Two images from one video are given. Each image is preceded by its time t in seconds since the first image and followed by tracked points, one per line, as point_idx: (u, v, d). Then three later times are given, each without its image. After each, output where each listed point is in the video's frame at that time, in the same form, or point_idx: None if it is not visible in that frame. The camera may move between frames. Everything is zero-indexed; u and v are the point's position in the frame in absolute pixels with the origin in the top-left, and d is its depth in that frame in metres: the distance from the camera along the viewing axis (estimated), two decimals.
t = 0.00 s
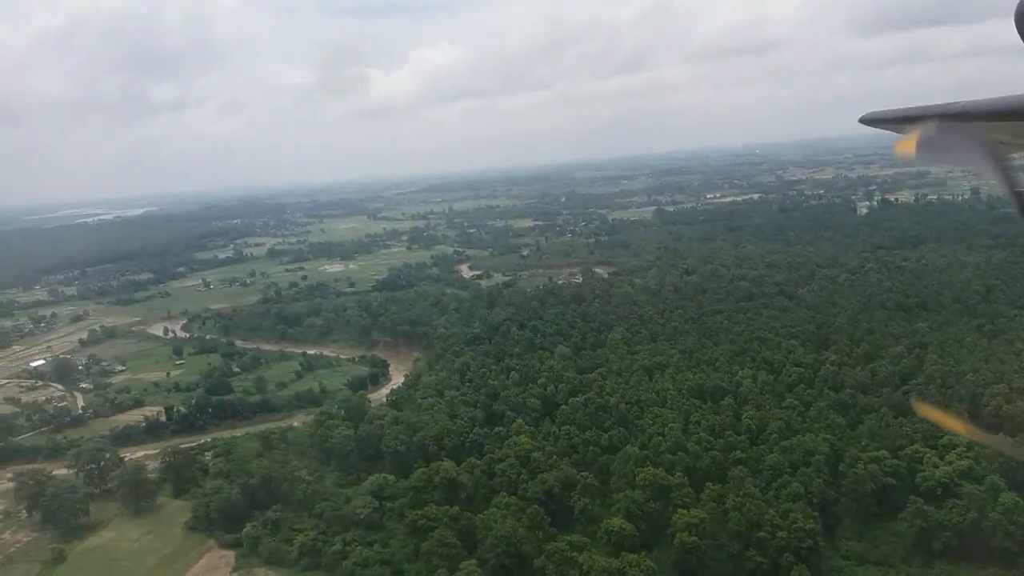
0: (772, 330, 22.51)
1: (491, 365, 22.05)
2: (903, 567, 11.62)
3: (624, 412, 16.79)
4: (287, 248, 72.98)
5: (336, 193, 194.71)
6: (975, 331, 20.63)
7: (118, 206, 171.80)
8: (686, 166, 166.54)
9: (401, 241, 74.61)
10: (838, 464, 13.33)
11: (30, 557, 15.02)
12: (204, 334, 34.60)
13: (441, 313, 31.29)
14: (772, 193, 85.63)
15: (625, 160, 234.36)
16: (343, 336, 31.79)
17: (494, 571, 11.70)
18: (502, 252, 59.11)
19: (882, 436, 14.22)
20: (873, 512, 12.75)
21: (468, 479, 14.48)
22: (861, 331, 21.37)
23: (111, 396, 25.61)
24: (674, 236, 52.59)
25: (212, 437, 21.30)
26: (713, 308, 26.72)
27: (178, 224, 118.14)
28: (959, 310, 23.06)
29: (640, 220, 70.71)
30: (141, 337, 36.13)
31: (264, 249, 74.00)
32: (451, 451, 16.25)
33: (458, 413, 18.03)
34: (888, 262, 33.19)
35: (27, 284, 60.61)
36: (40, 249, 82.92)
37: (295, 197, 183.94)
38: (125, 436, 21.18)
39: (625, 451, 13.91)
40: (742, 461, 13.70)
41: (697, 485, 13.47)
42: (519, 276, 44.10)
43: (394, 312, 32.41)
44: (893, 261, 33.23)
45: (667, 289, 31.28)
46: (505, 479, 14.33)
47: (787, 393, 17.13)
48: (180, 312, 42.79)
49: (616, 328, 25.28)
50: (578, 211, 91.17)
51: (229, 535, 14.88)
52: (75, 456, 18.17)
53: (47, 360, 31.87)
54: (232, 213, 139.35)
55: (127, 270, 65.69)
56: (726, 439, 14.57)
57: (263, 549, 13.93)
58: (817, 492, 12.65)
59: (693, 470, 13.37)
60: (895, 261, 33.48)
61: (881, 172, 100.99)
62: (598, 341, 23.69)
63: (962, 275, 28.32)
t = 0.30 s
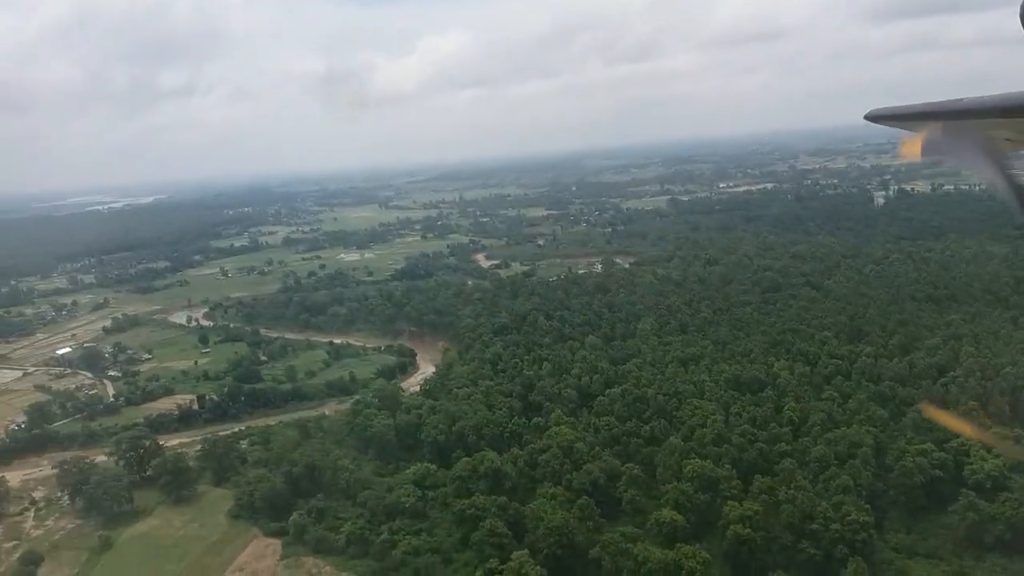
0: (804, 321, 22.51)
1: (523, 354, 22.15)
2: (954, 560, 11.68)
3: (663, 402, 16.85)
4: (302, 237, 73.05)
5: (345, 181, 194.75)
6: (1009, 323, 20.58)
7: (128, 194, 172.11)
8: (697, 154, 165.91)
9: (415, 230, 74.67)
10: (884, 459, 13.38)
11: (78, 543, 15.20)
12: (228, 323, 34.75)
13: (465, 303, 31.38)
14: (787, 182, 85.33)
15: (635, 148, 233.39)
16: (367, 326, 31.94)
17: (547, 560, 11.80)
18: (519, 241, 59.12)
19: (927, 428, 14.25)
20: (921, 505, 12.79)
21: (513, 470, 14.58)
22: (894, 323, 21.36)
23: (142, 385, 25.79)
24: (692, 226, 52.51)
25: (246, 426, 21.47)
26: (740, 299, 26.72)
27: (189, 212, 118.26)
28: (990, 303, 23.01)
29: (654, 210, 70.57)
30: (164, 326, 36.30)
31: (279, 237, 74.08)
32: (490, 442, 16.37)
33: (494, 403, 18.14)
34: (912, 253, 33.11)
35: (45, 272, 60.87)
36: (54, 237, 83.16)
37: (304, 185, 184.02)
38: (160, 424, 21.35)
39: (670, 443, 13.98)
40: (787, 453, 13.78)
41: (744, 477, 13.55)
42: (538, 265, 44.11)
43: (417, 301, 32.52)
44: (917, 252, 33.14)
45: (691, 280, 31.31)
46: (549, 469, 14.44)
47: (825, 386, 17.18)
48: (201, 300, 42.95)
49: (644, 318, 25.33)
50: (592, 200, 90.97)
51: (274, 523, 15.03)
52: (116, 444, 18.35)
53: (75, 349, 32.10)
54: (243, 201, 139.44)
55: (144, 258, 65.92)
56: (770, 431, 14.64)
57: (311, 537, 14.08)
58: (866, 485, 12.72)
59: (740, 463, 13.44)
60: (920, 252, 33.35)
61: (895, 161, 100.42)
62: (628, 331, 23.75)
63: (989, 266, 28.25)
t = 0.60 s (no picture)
0: (831, 309, 22.49)
1: (550, 341, 22.17)
2: (1000, 550, 11.73)
3: (697, 391, 16.88)
4: (311, 220, 72.90)
5: (350, 164, 194.18)
6: None
7: (132, 176, 171.73)
8: (703, 139, 165.12)
9: (424, 214, 74.49)
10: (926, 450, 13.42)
11: (118, 526, 15.33)
12: (246, 307, 34.79)
13: (485, 288, 31.38)
14: (797, 168, 84.95)
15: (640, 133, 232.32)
16: (386, 312, 31.98)
17: (594, 548, 11.90)
18: (530, 226, 58.98)
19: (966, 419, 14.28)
20: (963, 495, 12.84)
21: (552, 458, 14.65)
22: (922, 312, 21.35)
23: (166, 368, 25.86)
24: (706, 212, 52.35)
25: (274, 411, 21.54)
26: (764, 287, 26.67)
27: (196, 194, 117.95)
28: (1017, 292, 22.96)
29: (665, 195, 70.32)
30: (181, 309, 36.31)
31: (288, 221, 73.94)
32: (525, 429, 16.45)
33: (527, 390, 18.19)
34: (933, 240, 33.00)
35: (56, 254, 60.84)
36: (63, 218, 83.08)
37: (309, 167, 183.38)
38: (190, 408, 21.45)
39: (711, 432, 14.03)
40: (828, 443, 13.82)
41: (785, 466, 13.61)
42: (553, 251, 44.01)
43: (436, 286, 32.51)
44: (938, 240, 33.05)
45: (711, 266, 31.26)
46: (588, 457, 14.50)
47: (859, 376, 17.21)
48: (216, 284, 42.95)
49: (668, 305, 25.33)
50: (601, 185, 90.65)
51: (314, 508, 15.18)
52: (149, 427, 18.45)
53: (95, 332, 32.17)
54: (249, 184, 139.20)
55: (154, 241, 65.86)
56: (809, 420, 14.68)
57: (353, 522, 14.24)
58: (909, 475, 12.76)
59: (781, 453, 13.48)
60: (940, 239, 33.23)
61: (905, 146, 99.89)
62: (654, 318, 23.75)
63: (1013, 254, 28.16)
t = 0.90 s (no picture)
0: (855, 313, 22.56)
1: (575, 343, 22.23)
2: None
3: (729, 394, 16.96)
4: (319, 219, 72.81)
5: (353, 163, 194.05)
6: None
7: (134, 173, 171.40)
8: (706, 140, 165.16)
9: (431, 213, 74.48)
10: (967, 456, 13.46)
11: (156, 526, 15.41)
12: (262, 306, 34.82)
13: (502, 289, 31.42)
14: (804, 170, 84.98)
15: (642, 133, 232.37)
16: (404, 313, 32.02)
17: (640, 552, 11.98)
18: (540, 227, 59.01)
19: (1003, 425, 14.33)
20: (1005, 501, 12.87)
21: (589, 461, 14.71)
22: (947, 317, 21.40)
23: (188, 368, 25.90)
24: (716, 214, 52.41)
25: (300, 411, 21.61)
26: (784, 290, 26.75)
27: (200, 192, 117.77)
28: None
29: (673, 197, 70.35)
30: (197, 308, 36.35)
31: (296, 220, 73.89)
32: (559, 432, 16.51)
33: (557, 393, 18.24)
34: (949, 244, 33.07)
35: (65, 251, 60.89)
36: (70, 217, 82.43)
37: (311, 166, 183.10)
38: (216, 408, 21.51)
39: (750, 436, 14.09)
40: (868, 448, 13.87)
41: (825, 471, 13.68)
42: (565, 252, 44.03)
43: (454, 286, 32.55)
44: (954, 244, 33.12)
45: (729, 269, 31.32)
46: (626, 460, 14.56)
47: (890, 381, 17.27)
48: (229, 283, 42.98)
49: (689, 308, 25.41)
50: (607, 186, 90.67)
51: (351, 509, 15.28)
52: (180, 427, 18.51)
53: (112, 331, 32.20)
54: (252, 182, 139.06)
55: (162, 239, 65.82)
56: (846, 425, 14.74)
57: (393, 525, 14.36)
58: (951, 481, 12.80)
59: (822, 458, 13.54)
60: (956, 243, 33.33)
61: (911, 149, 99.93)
62: (677, 321, 23.82)
63: None
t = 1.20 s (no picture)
0: (874, 332, 22.61)
1: (595, 361, 22.20)
2: None
3: (757, 414, 16.92)
4: (322, 235, 72.73)
5: (350, 178, 194.11)
6: None
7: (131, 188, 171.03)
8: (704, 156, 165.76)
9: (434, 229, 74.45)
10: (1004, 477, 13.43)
11: (184, 548, 15.29)
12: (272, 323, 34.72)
13: (515, 306, 31.40)
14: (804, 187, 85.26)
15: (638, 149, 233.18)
16: (416, 330, 31.98)
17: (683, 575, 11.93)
18: (544, 243, 59.05)
19: None
20: None
21: (622, 482, 14.65)
22: (967, 336, 21.44)
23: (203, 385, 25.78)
24: (721, 230, 52.56)
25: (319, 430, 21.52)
26: (799, 308, 26.80)
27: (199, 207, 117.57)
28: None
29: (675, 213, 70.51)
30: (206, 325, 36.21)
31: (299, 236, 73.79)
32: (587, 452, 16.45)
33: (582, 412, 18.21)
34: (960, 262, 33.20)
35: (68, 267, 60.64)
36: (70, 232, 82.12)
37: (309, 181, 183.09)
38: (235, 427, 21.41)
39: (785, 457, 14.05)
40: (904, 469, 13.85)
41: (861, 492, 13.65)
42: (573, 269, 44.03)
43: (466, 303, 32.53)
44: (964, 262, 33.26)
45: (741, 287, 31.38)
46: (660, 481, 14.51)
47: (917, 401, 17.26)
48: (236, 299, 42.86)
49: (706, 326, 25.42)
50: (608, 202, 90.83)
51: (382, 531, 15.20)
52: (204, 446, 18.42)
53: (122, 348, 32.05)
54: (251, 197, 138.92)
55: (165, 254, 65.63)
56: (879, 445, 14.71)
57: (426, 547, 14.28)
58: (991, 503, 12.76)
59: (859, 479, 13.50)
60: (966, 261, 33.44)
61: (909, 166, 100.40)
62: (695, 339, 23.83)
63: None
